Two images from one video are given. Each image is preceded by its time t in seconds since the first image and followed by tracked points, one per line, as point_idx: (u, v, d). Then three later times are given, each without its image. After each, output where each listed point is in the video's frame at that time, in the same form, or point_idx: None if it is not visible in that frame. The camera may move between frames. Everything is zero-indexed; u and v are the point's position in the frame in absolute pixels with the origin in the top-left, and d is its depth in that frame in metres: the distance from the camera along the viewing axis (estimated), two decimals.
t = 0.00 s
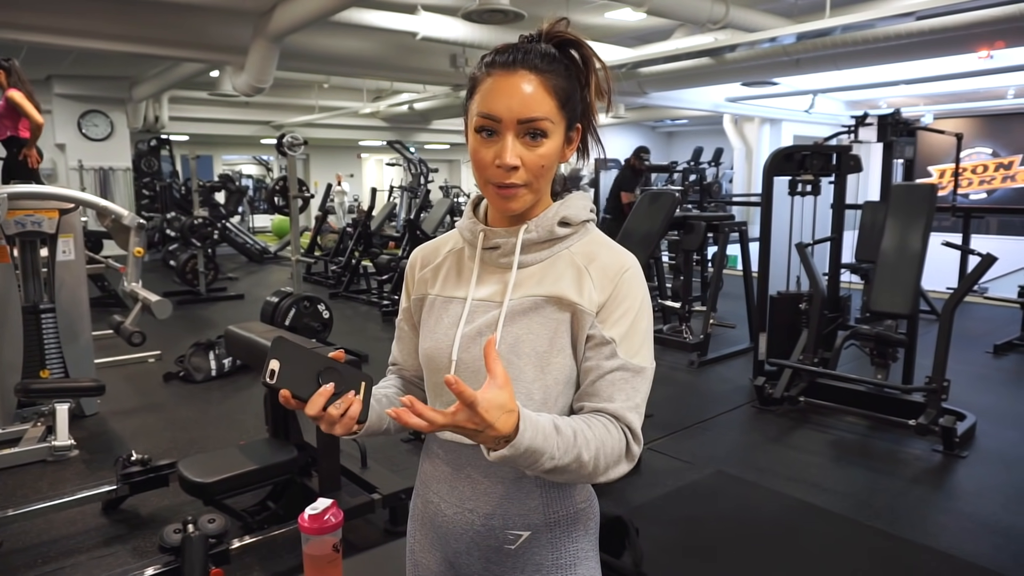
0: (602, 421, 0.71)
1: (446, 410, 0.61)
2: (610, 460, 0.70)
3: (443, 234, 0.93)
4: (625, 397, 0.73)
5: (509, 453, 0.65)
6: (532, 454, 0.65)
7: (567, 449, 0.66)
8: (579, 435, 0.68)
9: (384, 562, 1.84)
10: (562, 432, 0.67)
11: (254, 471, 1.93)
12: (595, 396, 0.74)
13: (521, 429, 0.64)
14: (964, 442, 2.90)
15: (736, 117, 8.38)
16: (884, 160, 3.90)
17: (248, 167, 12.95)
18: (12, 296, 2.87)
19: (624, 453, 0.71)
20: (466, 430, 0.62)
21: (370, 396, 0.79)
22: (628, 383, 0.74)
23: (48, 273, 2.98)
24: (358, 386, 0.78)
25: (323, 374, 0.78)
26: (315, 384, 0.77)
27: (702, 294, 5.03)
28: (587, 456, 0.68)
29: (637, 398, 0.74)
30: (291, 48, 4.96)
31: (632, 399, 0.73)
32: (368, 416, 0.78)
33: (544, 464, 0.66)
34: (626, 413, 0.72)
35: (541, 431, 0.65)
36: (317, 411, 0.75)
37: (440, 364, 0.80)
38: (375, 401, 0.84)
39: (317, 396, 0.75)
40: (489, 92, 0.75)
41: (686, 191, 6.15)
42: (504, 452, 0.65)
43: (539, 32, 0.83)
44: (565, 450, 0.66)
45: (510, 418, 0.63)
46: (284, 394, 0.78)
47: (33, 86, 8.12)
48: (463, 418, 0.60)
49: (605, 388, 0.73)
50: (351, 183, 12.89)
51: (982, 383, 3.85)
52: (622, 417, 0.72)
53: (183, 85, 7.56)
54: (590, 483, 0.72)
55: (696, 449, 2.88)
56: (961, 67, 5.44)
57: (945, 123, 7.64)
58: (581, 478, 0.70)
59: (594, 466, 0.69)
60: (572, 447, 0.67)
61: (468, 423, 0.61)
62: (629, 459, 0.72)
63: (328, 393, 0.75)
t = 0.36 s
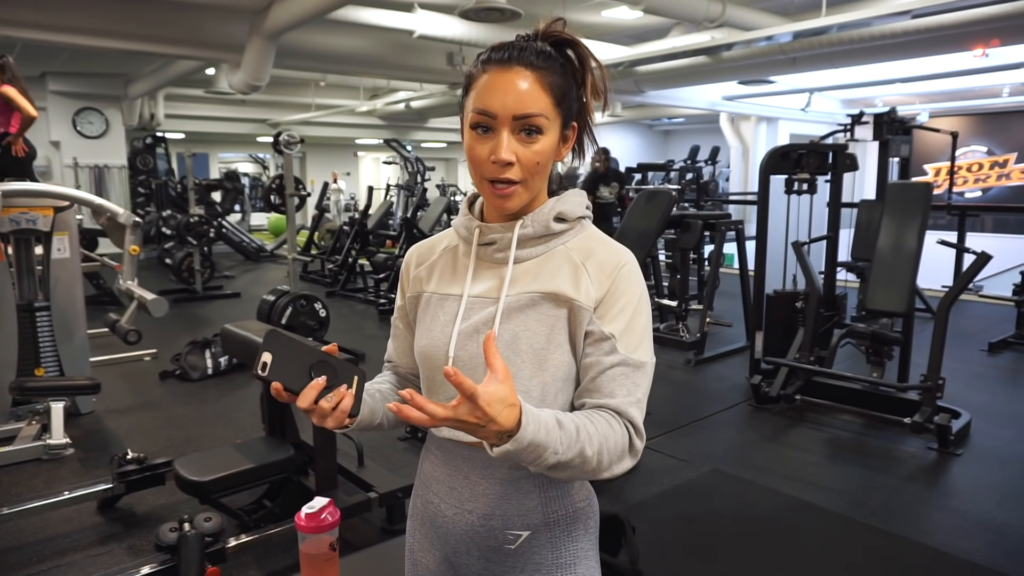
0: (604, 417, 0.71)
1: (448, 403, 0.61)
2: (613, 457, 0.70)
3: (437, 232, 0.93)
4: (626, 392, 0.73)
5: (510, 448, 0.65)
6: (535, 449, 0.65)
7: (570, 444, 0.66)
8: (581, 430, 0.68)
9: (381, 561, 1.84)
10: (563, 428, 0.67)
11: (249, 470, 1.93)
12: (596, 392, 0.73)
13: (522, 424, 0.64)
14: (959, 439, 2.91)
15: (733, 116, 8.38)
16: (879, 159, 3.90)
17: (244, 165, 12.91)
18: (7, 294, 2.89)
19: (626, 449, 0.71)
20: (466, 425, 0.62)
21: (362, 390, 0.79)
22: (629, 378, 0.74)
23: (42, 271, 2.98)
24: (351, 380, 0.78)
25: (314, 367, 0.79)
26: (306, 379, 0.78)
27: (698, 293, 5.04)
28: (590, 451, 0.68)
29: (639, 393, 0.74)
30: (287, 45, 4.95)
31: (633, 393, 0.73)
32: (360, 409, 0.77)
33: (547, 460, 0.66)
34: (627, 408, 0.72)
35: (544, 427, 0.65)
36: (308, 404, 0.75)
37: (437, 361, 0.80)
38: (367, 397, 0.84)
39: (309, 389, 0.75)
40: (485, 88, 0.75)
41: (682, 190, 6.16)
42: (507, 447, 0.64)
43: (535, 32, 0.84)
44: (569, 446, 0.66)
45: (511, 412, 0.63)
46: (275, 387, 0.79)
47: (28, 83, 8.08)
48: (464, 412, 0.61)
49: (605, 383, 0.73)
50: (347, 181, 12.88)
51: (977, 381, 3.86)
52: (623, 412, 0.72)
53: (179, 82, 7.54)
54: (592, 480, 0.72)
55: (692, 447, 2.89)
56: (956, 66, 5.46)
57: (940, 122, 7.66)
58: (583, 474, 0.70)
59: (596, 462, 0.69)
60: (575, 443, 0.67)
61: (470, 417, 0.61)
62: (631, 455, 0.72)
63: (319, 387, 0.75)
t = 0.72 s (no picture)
0: (613, 419, 0.71)
1: (463, 394, 0.62)
2: (622, 457, 0.70)
3: (435, 234, 0.93)
4: (631, 396, 0.73)
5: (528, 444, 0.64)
6: (549, 443, 0.64)
7: (583, 441, 0.66)
8: (593, 429, 0.68)
9: (382, 562, 1.84)
10: (577, 425, 0.67)
11: (251, 471, 1.93)
12: (602, 396, 0.74)
13: (539, 421, 0.63)
14: (960, 444, 2.91)
15: (736, 120, 8.39)
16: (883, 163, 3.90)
17: (248, 166, 12.93)
18: (11, 293, 2.89)
19: (634, 450, 0.72)
20: (484, 419, 0.62)
21: (362, 364, 0.81)
22: (633, 381, 0.74)
23: (46, 271, 2.98)
24: (351, 353, 0.80)
25: (312, 341, 0.82)
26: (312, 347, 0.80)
27: (700, 296, 5.03)
28: (602, 451, 0.68)
29: (644, 397, 0.74)
30: (291, 47, 4.96)
31: (638, 398, 0.73)
32: (358, 380, 0.79)
33: (562, 456, 0.66)
34: (633, 412, 0.72)
35: (558, 422, 0.65)
36: (309, 373, 0.78)
37: (436, 366, 0.80)
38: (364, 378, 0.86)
39: (309, 358, 0.78)
40: (515, 74, 0.76)
41: (685, 193, 6.16)
42: (526, 441, 0.64)
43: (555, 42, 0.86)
44: (582, 443, 0.66)
45: (527, 406, 0.63)
46: (274, 357, 0.83)
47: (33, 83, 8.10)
48: (478, 404, 0.61)
49: (611, 387, 0.73)
50: (350, 183, 12.89)
51: (979, 386, 3.86)
52: (630, 415, 0.72)
53: (183, 83, 7.56)
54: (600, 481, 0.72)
55: (693, 450, 2.89)
56: (959, 70, 5.45)
57: (944, 127, 7.65)
58: (593, 474, 0.70)
59: (607, 461, 0.69)
60: (588, 440, 0.67)
61: (486, 410, 0.61)
62: (637, 458, 0.73)
63: (319, 356, 0.78)
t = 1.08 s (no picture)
0: (625, 391, 0.71)
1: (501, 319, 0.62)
2: (636, 429, 0.71)
3: (433, 229, 0.94)
4: (638, 374, 0.74)
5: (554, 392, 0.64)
6: (575, 394, 0.64)
7: (604, 403, 0.67)
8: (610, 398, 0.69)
9: (383, 562, 1.85)
10: (600, 386, 0.68)
11: (252, 471, 1.94)
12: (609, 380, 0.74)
13: (567, 372, 0.64)
14: (962, 446, 2.90)
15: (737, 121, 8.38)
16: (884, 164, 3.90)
17: (249, 166, 12.95)
18: (13, 294, 2.88)
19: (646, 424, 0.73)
20: (515, 355, 0.62)
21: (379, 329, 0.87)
22: (639, 361, 0.75)
23: (49, 271, 2.98)
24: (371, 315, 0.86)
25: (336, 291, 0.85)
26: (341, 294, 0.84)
27: (701, 297, 5.03)
28: (620, 421, 0.69)
29: (649, 374, 0.75)
30: (292, 47, 4.96)
31: (645, 375, 0.74)
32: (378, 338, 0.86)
33: (585, 416, 0.66)
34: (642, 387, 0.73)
35: (586, 376, 0.66)
36: (334, 318, 0.82)
37: (439, 366, 0.81)
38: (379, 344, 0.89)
39: (335, 304, 0.82)
40: (523, 76, 0.77)
41: (686, 194, 6.17)
42: (555, 389, 0.63)
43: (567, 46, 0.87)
44: (603, 412, 0.67)
45: (559, 353, 0.64)
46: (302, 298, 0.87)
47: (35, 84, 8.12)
48: (513, 333, 0.62)
49: (617, 369, 0.74)
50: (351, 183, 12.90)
51: (980, 388, 3.85)
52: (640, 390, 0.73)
53: (184, 84, 7.57)
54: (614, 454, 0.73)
55: (694, 451, 2.89)
56: (961, 72, 5.45)
57: (945, 128, 7.65)
58: (610, 442, 0.71)
59: (621, 429, 0.69)
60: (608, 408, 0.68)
61: (518, 342, 0.62)
62: (647, 430, 0.74)
63: (345, 304, 0.83)
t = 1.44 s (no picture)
0: (627, 397, 0.72)
1: (518, 365, 0.61)
2: (637, 434, 0.72)
3: (436, 226, 0.93)
4: (639, 377, 0.74)
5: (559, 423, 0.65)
6: (581, 425, 0.65)
7: (610, 421, 0.68)
8: (615, 410, 0.69)
9: (384, 560, 1.85)
10: (606, 404, 0.68)
11: (252, 470, 1.94)
12: (611, 379, 0.75)
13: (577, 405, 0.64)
14: (961, 441, 2.91)
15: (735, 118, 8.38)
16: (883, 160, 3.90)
17: (247, 166, 12.93)
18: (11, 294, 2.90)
19: (645, 427, 0.73)
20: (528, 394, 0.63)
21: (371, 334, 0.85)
22: (640, 363, 0.75)
23: (47, 272, 3.00)
24: (361, 323, 0.84)
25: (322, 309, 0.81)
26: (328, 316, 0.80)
27: (701, 294, 5.04)
28: (623, 428, 0.69)
29: (649, 376, 0.75)
30: (290, 46, 4.96)
31: (646, 378, 0.74)
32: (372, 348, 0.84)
33: (592, 438, 0.67)
34: (643, 391, 0.73)
35: (594, 403, 0.66)
36: (324, 339, 0.79)
37: (441, 364, 0.81)
38: (375, 350, 0.88)
39: (323, 326, 0.79)
40: (524, 69, 0.77)
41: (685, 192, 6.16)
42: (560, 421, 0.65)
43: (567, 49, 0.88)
44: (608, 423, 0.67)
45: (570, 388, 0.63)
46: (288, 327, 0.83)
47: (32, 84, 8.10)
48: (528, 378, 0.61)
49: (618, 370, 0.74)
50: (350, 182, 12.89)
51: (979, 383, 3.86)
52: (640, 395, 0.73)
53: (182, 83, 7.56)
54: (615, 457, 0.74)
55: (694, 448, 2.89)
56: (959, 68, 5.45)
57: (944, 124, 7.65)
58: (612, 450, 0.71)
59: (623, 439, 0.70)
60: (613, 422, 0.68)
61: (534, 385, 0.61)
62: (647, 433, 0.74)
63: (334, 324, 0.80)
